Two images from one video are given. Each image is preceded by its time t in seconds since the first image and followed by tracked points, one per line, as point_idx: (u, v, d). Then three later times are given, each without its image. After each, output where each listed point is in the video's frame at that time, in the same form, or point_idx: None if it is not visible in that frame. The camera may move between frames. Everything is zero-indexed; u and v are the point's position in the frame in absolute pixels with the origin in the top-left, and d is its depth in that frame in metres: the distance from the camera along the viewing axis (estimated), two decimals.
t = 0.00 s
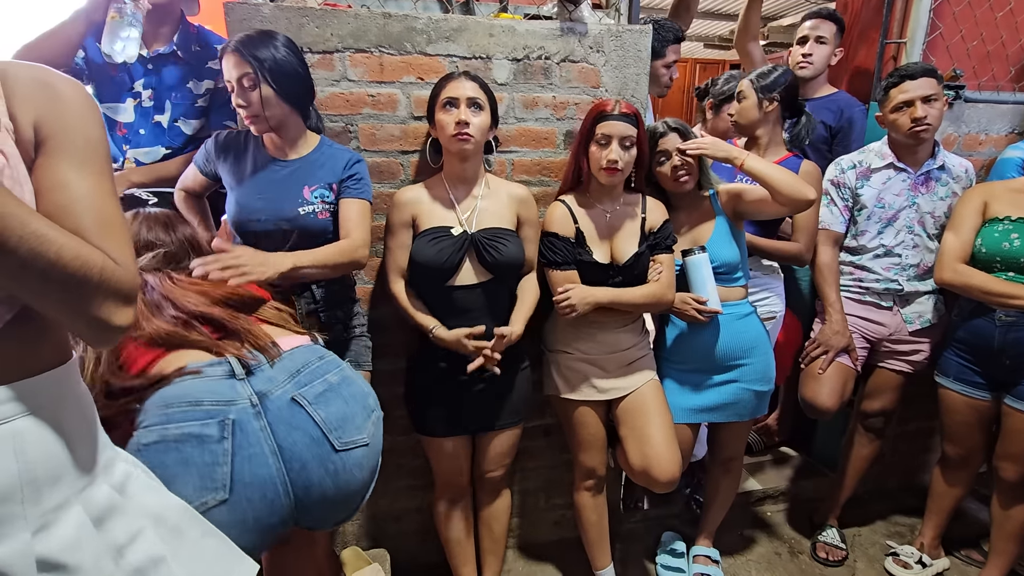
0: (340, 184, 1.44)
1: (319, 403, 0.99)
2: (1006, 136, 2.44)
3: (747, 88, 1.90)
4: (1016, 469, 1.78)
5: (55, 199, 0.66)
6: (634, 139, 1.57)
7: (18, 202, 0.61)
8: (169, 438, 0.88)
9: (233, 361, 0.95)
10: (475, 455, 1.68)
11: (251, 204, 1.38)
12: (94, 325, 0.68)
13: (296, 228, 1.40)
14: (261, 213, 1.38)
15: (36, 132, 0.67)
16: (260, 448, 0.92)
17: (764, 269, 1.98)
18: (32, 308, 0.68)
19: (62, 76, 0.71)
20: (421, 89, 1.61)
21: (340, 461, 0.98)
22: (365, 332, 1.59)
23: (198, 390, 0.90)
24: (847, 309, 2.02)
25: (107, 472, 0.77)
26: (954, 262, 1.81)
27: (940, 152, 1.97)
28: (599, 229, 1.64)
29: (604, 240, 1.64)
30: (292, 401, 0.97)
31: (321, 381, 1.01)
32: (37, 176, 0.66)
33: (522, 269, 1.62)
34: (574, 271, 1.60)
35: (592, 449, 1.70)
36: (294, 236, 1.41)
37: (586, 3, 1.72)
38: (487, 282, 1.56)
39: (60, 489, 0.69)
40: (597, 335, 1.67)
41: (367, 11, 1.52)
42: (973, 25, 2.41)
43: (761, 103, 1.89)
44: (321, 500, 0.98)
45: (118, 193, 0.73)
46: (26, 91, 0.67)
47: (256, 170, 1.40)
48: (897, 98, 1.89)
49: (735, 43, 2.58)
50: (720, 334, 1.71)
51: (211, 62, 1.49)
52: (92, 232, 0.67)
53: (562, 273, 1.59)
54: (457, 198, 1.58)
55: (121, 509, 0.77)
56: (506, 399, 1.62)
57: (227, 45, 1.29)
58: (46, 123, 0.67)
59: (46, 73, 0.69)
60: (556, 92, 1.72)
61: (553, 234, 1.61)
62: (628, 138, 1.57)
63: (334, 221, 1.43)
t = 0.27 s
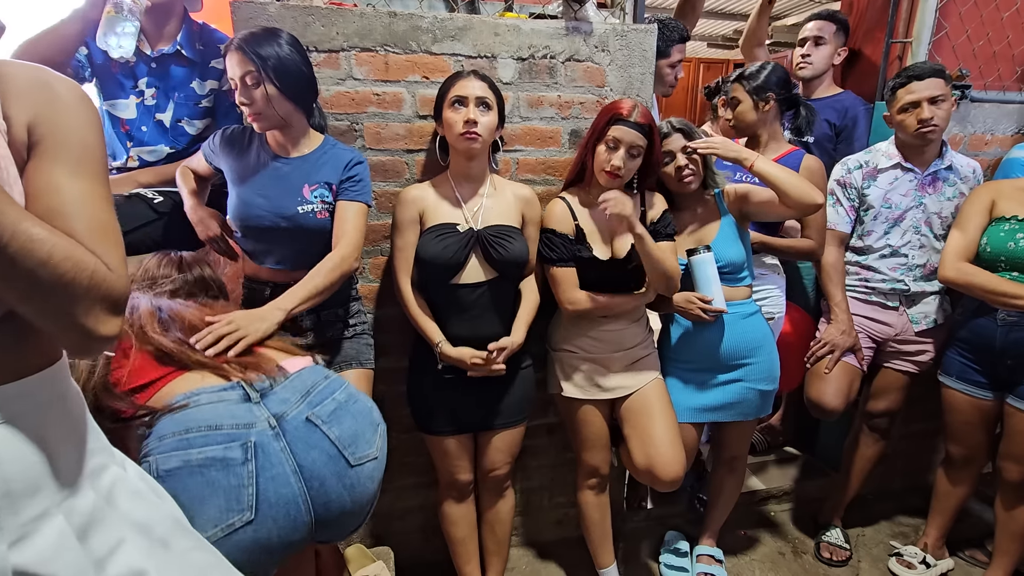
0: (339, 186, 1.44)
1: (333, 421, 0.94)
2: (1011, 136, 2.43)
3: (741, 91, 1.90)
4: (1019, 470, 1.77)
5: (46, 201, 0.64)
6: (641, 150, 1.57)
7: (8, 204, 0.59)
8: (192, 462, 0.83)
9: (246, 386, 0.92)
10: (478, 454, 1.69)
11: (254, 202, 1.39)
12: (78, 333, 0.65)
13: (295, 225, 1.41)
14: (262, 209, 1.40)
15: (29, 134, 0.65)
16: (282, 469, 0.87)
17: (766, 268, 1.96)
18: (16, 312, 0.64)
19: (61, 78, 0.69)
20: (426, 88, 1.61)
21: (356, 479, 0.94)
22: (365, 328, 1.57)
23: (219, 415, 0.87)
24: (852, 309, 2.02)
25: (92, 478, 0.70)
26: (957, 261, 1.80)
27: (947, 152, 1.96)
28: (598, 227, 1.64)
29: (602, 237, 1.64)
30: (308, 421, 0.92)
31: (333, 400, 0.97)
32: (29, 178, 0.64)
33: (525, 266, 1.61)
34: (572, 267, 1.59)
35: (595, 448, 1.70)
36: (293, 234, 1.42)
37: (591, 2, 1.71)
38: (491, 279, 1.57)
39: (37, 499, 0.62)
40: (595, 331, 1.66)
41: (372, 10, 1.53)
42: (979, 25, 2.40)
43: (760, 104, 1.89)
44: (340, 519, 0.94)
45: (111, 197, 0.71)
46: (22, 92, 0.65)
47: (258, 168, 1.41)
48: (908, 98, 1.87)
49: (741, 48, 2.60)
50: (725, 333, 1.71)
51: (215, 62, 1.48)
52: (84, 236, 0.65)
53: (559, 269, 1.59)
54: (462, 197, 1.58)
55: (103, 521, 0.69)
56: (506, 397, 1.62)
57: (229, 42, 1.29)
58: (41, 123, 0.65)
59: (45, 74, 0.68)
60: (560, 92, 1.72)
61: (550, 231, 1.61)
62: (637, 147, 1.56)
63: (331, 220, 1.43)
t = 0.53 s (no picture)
0: (336, 191, 1.42)
1: (324, 477, 1.02)
2: (1012, 137, 2.44)
3: (726, 97, 1.89)
4: (1020, 470, 1.77)
5: (43, 214, 0.64)
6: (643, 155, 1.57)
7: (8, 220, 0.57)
8: (191, 513, 0.89)
9: (246, 438, 0.98)
10: (480, 454, 1.69)
11: (254, 204, 1.40)
12: (72, 349, 0.63)
13: (292, 227, 1.41)
14: (260, 211, 1.40)
15: (28, 145, 0.64)
16: (276, 523, 0.95)
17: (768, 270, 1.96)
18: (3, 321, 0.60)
19: (63, 88, 0.68)
20: (427, 89, 1.61)
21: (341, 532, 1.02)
22: (367, 328, 1.58)
23: (219, 466, 0.93)
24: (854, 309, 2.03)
25: (82, 482, 0.68)
26: (958, 261, 1.80)
27: (949, 152, 1.95)
28: (598, 227, 1.65)
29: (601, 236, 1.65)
30: (301, 475, 0.99)
31: (323, 454, 1.04)
32: (27, 191, 0.64)
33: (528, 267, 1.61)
34: (571, 267, 1.60)
35: (596, 448, 1.71)
36: (291, 236, 1.42)
37: (592, 2, 1.71)
38: (495, 280, 1.57)
39: (25, 506, 0.60)
40: (595, 331, 1.66)
41: (374, 10, 1.53)
42: (980, 25, 2.40)
43: (747, 109, 1.89)
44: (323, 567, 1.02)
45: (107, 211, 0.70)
46: (22, 103, 0.64)
47: (259, 171, 1.41)
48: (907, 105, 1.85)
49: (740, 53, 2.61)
50: (725, 334, 1.71)
51: (216, 62, 1.48)
52: (82, 252, 0.65)
53: (558, 269, 1.59)
54: (464, 198, 1.58)
55: (93, 524, 0.67)
56: (509, 398, 1.62)
57: (230, 43, 1.28)
58: (41, 136, 0.65)
59: (48, 86, 0.67)
60: (562, 92, 1.72)
61: (549, 230, 1.61)
62: (638, 152, 1.56)
63: (329, 224, 1.42)
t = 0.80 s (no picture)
0: (331, 192, 1.42)
1: (306, 503, 1.04)
2: (1006, 137, 2.45)
3: (718, 92, 1.88)
4: (1015, 469, 1.78)
5: (36, 223, 0.62)
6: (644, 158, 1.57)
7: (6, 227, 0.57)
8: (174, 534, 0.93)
9: (235, 460, 1.01)
10: (478, 454, 1.69)
11: (250, 206, 1.39)
12: (64, 360, 0.62)
13: (288, 229, 1.41)
14: (257, 212, 1.40)
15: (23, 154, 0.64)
16: (254, 549, 0.98)
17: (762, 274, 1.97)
18: None
19: (61, 101, 0.69)
20: (424, 89, 1.61)
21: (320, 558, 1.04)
22: (368, 327, 1.58)
23: (204, 489, 0.96)
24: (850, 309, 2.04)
25: (71, 486, 0.66)
26: (957, 261, 1.81)
27: (944, 152, 1.95)
28: (597, 227, 1.65)
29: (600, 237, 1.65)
30: (283, 501, 1.02)
31: (308, 480, 1.06)
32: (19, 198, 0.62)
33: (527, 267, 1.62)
34: (570, 268, 1.61)
35: (595, 448, 1.71)
36: (287, 238, 1.42)
37: (589, 3, 1.71)
38: (495, 280, 1.57)
39: (16, 512, 0.59)
40: (593, 331, 1.67)
41: (371, 11, 1.53)
42: (975, 26, 2.41)
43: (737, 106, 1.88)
44: None
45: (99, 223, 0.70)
46: (19, 113, 0.64)
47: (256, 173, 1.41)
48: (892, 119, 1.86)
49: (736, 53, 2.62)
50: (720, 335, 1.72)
51: (208, 60, 1.47)
52: (78, 261, 0.64)
53: (557, 270, 1.60)
54: (462, 199, 1.58)
55: (82, 528, 0.66)
56: (510, 398, 1.63)
57: (227, 39, 1.27)
58: (36, 145, 0.64)
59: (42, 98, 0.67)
60: (559, 93, 1.73)
61: (548, 231, 1.61)
62: (639, 155, 1.56)
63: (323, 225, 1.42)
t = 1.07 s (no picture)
0: (320, 194, 1.41)
1: (298, 492, 1.05)
2: (997, 138, 2.47)
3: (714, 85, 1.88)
4: (1007, 468, 1.79)
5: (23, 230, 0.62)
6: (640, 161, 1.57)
7: None
8: (166, 519, 0.92)
9: (230, 449, 1.02)
10: (473, 455, 1.69)
11: (243, 208, 1.39)
12: (49, 367, 0.63)
13: (282, 231, 1.40)
14: (250, 214, 1.39)
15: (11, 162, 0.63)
16: (247, 535, 0.97)
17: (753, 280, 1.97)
18: None
19: (50, 109, 0.70)
20: (417, 91, 1.61)
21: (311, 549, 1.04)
22: (364, 329, 1.59)
23: (199, 474, 0.97)
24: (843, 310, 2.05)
25: (57, 491, 0.66)
26: (951, 262, 1.81)
27: (933, 153, 1.96)
28: (591, 229, 1.65)
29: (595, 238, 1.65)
30: (276, 489, 1.02)
31: (300, 470, 1.07)
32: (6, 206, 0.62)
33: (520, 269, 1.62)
34: (565, 270, 1.61)
35: (589, 449, 1.71)
36: (281, 239, 1.41)
37: (582, 5, 1.72)
38: (487, 282, 1.57)
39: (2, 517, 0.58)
40: (587, 332, 1.67)
41: (364, 13, 1.53)
42: (966, 28, 2.42)
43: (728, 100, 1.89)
44: None
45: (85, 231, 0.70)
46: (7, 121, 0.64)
47: (250, 176, 1.40)
48: (877, 129, 1.86)
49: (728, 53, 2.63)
50: (714, 337, 1.72)
51: (197, 59, 1.48)
52: (65, 269, 0.65)
53: (551, 271, 1.60)
54: (454, 201, 1.58)
55: (70, 533, 0.65)
56: (506, 399, 1.63)
57: (227, 38, 1.28)
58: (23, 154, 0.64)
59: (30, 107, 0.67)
60: (551, 94, 1.73)
61: (543, 233, 1.62)
62: (635, 158, 1.56)
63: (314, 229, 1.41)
